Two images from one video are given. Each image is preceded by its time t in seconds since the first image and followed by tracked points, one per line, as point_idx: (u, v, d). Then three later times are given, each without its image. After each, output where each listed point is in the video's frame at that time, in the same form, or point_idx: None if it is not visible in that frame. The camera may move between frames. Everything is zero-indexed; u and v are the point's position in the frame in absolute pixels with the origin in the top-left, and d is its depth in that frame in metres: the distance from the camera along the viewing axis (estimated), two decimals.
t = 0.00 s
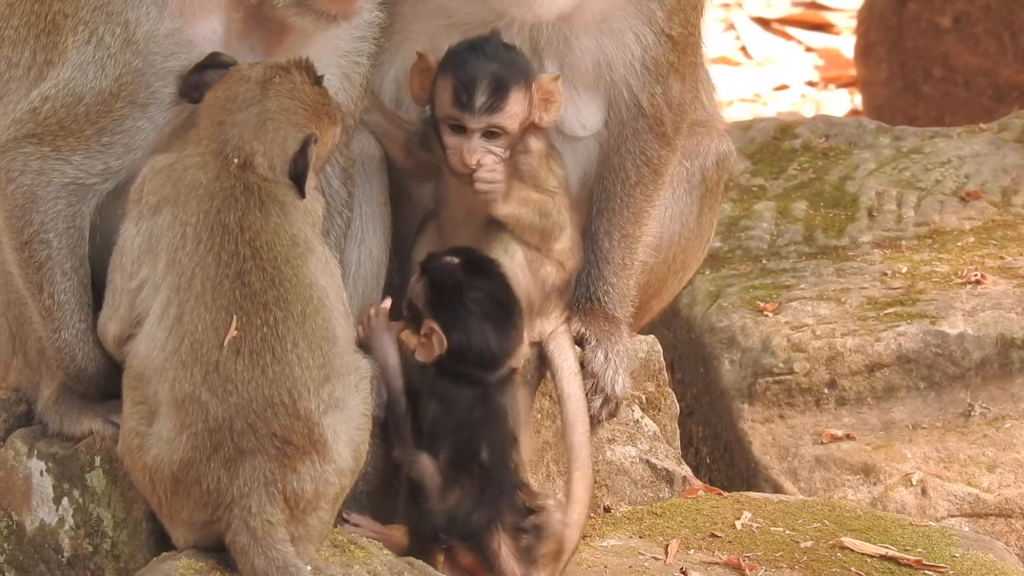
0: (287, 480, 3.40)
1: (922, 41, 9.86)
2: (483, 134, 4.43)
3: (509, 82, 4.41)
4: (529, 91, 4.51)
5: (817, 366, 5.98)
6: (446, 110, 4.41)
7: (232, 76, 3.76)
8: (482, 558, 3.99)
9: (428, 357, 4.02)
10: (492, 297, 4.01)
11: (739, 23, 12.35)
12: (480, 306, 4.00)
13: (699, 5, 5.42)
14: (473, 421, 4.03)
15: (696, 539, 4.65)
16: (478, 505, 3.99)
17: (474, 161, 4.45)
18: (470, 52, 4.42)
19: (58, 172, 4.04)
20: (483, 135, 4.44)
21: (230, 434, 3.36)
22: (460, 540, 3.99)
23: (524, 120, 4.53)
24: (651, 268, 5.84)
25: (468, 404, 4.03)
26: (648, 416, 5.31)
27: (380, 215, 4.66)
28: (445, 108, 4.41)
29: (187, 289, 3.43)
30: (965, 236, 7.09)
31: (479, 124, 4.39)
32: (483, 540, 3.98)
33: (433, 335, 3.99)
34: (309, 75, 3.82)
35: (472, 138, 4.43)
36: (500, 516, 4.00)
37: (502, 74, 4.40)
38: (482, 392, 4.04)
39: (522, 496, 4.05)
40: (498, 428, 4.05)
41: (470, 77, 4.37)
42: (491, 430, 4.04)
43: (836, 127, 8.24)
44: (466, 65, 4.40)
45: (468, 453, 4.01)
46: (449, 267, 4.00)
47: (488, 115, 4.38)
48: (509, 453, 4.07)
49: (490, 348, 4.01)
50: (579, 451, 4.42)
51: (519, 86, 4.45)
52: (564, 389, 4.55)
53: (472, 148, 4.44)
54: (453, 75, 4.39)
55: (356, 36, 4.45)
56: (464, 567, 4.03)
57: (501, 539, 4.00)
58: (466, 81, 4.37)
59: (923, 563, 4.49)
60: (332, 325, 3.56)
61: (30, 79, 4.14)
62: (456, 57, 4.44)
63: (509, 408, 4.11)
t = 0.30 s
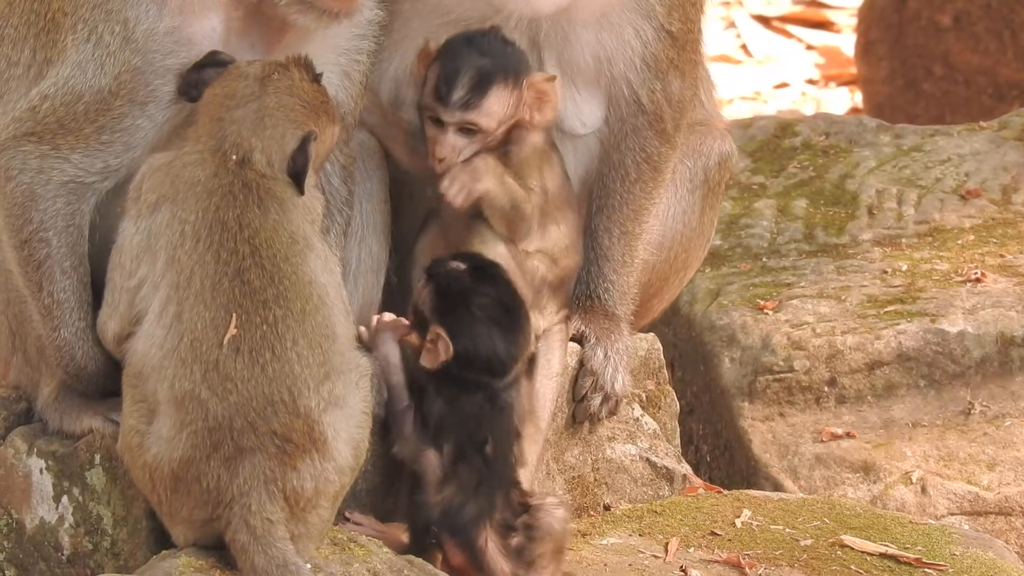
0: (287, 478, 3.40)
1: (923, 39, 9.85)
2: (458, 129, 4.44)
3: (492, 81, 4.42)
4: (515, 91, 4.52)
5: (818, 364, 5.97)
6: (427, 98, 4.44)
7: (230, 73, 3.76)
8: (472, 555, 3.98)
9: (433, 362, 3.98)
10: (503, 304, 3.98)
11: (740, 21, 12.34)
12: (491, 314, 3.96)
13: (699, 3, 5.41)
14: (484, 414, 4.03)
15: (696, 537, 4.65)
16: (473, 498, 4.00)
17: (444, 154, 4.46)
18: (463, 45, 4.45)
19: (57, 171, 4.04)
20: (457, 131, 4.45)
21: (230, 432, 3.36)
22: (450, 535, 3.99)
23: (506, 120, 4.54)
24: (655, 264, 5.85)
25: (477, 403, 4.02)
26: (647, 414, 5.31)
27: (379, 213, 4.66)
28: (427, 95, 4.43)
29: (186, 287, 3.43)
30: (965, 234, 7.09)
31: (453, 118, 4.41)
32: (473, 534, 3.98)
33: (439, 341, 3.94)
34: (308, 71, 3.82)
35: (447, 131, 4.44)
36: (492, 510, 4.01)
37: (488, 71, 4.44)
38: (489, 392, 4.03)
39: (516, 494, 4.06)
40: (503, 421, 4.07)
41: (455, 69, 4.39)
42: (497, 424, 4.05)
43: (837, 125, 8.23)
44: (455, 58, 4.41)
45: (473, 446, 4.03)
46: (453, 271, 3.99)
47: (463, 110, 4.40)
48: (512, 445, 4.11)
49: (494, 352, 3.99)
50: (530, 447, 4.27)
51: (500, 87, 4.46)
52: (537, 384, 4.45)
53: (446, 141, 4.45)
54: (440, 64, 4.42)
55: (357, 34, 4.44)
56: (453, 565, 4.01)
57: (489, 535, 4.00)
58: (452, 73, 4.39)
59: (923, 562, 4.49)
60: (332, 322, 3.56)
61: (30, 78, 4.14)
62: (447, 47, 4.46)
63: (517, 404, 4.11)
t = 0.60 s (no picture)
0: (288, 478, 3.40)
1: (924, 39, 9.85)
2: (494, 111, 4.46)
3: (519, 58, 4.45)
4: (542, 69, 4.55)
5: (819, 364, 5.96)
6: (458, 84, 4.45)
7: (230, 72, 3.76)
8: (474, 554, 3.97)
9: (452, 375, 3.99)
10: (523, 319, 4.07)
11: (741, 20, 12.33)
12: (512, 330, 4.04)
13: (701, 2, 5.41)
14: (481, 420, 4.05)
15: (698, 536, 4.65)
16: (473, 499, 3.99)
17: (484, 138, 4.48)
18: (485, 31, 4.48)
19: (58, 170, 4.04)
20: (493, 112, 4.46)
21: (231, 432, 3.36)
22: (452, 535, 3.97)
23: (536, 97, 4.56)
24: (656, 264, 5.86)
25: (473, 407, 4.05)
26: (649, 414, 5.30)
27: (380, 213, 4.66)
28: (458, 81, 4.44)
29: (187, 287, 3.43)
30: (967, 233, 7.09)
31: (488, 97, 4.41)
32: (477, 533, 3.97)
33: (463, 355, 3.97)
34: (308, 71, 3.83)
35: (484, 115, 4.46)
36: (493, 511, 4.00)
37: (514, 48, 4.46)
38: (489, 395, 4.06)
39: (517, 496, 4.06)
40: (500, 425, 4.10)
41: (483, 52, 4.41)
42: (495, 427, 4.08)
43: (838, 125, 8.22)
44: (481, 40, 4.44)
45: (470, 449, 4.03)
46: (468, 283, 4.04)
47: (499, 87, 4.41)
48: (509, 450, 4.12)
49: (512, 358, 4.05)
50: (530, 450, 4.40)
51: (529, 60, 4.48)
52: (538, 387, 4.56)
53: (485, 125, 4.46)
54: (467, 50, 4.43)
55: (357, 34, 4.43)
56: (455, 566, 3.99)
57: (493, 533, 3.99)
58: (478, 55, 4.41)
59: (925, 561, 4.49)
60: (333, 322, 3.57)
61: (31, 77, 4.14)
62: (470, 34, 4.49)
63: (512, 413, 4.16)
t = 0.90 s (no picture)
0: (291, 477, 3.40)
1: (927, 37, 9.85)
2: (514, 96, 4.51)
3: (542, 47, 4.53)
4: (563, 58, 4.63)
5: (822, 362, 5.95)
6: (480, 65, 4.50)
7: (232, 71, 3.75)
8: (477, 568, 3.93)
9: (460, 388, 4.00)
10: (523, 321, 4.10)
11: (744, 19, 12.32)
12: (516, 334, 4.07)
13: (708, 2, 5.42)
14: (488, 437, 4.03)
15: (700, 535, 4.65)
16: (479, 514, 3.94)
17: (502, 121, 4.51)
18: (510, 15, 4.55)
19: (62, 170, 4.04)
20: (514, 99, 4.52)
21: (234, 431, 3.37)
22: (457, 550, 3.92)
23: (555, 86, 4.64)
24: (660, 265, 5.85)
25: (486, 424, 4.03)
26: (651, 412, 5.30)
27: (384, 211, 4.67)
28: (480, 63, 4.49)
29: (189, 286, 3.43)
30: (969, 232, 7.09)
31: (509, 83, 4.47)
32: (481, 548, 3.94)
33: (468, 368, 3.99)
34: (310, 70, 3.82)
35: (505, 100, 4.50)
36: (498, 527, 3.97)
37: (537, 35, 4.53)
38: (498, 408, 4.05)
39: (519, 513, 4.05)
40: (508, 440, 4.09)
41: (508, 36, 4.48)
42: (502, 444, 4.06)
43: (840, 123, 8.21)
44: (507, 26, 4.50)
45: (477, 463, 3.99)
46: (466, 294, 4.06)
47: (521, 72, 4.47)
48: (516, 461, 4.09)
49: (520, 365, 4.08)
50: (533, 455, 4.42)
51: (551, 50, 4.56)
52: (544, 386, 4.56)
53: (505, 109, 4.51)
54: (492, 33, 4.49)
55: (358, 32, 4.43)
56: None
57: (497, 547, 3.97)
58: (504, 40, 4.47)
59: (927, 559, 4.49)
60: (335, 321, 3.57)
61: (35, 76, 4.14)
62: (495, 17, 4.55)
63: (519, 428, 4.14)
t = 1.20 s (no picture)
0: (292, 477, 3.40)
1: (927, 37, 9.84)
2: (511, 95, 4.54)
3: (542, 48, 4.55)
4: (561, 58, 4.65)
5: (822, 362, 5.95)
6: (479, 63, 4.52)
7: (233, 70, 3.75)
8: (477, 559, 3.94)
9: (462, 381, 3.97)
10: (525, 317, 4.08)
11: (745, 20, 12.32)
12: (517, 329, 4.05)
13: (710, 2, 5.44)
14: (487, 432, 4.02)
15: (701, 534, 4.65)
16: (478, 509, 3.96)
17: (497, 121, 4.55)
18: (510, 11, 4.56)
19: (64, 169, 4.04)
20: (510, 99, 4.55)
21: (234, 431, 3.37)
22: (457, 544, 3.96)
23: (552, 86, 4.66)
24: (661, 265, 5.83)
25: (485, 419, 4.03)
26: (652, 412, 5.30)
27: (385, 210, 4.67)
28: (478, 62, 4.52)
29: (189, 286, 3.43)
30: (970, 232, 7.09)
31: (507, 85, 4.51)
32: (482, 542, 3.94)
33: (469, 362, 3.96)
34: (311, 70, 3.83)
35: (500, 99, 4.54)
36: (497, 521, 3.96)
37: (537, 35, 4.55)
38: (498, 401, 4.06)
39: (520, 507, 4.00)
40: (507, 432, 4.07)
41: (507, 35, 4.50)
42: (501, 438, 4.05)
43: (841, 123, 8.21)
44: (506, 25, 4.52)
45: (474, 458, 4.00)
46: (469, 287, 4.06)
47: (518, 74, 4.50)
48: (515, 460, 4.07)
49: (521, 360, 4.07)
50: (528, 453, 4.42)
51: (551, 50, 4.58)
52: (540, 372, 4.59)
53: (500, 110, 4.55)
54: (491, 32, 4.52)
55: (360, 32, 4.44)
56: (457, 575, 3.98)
57: (498, 540, 3.95)
58: (503, 40, 4.50)
59: (927, 559, 4.49)
60: (335, 320, 3.57)
61: (36, 75, 4.14)
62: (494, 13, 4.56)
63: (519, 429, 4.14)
